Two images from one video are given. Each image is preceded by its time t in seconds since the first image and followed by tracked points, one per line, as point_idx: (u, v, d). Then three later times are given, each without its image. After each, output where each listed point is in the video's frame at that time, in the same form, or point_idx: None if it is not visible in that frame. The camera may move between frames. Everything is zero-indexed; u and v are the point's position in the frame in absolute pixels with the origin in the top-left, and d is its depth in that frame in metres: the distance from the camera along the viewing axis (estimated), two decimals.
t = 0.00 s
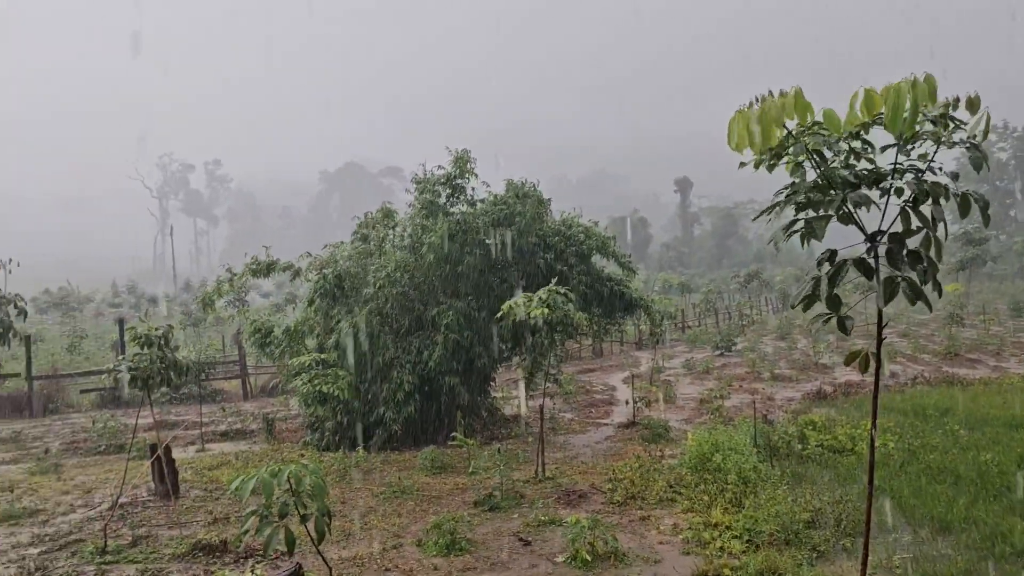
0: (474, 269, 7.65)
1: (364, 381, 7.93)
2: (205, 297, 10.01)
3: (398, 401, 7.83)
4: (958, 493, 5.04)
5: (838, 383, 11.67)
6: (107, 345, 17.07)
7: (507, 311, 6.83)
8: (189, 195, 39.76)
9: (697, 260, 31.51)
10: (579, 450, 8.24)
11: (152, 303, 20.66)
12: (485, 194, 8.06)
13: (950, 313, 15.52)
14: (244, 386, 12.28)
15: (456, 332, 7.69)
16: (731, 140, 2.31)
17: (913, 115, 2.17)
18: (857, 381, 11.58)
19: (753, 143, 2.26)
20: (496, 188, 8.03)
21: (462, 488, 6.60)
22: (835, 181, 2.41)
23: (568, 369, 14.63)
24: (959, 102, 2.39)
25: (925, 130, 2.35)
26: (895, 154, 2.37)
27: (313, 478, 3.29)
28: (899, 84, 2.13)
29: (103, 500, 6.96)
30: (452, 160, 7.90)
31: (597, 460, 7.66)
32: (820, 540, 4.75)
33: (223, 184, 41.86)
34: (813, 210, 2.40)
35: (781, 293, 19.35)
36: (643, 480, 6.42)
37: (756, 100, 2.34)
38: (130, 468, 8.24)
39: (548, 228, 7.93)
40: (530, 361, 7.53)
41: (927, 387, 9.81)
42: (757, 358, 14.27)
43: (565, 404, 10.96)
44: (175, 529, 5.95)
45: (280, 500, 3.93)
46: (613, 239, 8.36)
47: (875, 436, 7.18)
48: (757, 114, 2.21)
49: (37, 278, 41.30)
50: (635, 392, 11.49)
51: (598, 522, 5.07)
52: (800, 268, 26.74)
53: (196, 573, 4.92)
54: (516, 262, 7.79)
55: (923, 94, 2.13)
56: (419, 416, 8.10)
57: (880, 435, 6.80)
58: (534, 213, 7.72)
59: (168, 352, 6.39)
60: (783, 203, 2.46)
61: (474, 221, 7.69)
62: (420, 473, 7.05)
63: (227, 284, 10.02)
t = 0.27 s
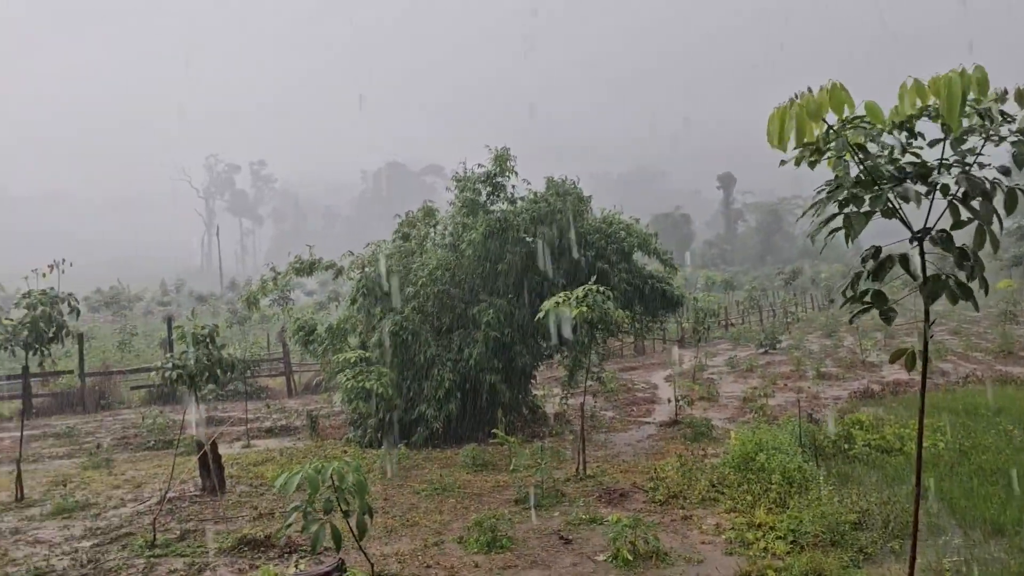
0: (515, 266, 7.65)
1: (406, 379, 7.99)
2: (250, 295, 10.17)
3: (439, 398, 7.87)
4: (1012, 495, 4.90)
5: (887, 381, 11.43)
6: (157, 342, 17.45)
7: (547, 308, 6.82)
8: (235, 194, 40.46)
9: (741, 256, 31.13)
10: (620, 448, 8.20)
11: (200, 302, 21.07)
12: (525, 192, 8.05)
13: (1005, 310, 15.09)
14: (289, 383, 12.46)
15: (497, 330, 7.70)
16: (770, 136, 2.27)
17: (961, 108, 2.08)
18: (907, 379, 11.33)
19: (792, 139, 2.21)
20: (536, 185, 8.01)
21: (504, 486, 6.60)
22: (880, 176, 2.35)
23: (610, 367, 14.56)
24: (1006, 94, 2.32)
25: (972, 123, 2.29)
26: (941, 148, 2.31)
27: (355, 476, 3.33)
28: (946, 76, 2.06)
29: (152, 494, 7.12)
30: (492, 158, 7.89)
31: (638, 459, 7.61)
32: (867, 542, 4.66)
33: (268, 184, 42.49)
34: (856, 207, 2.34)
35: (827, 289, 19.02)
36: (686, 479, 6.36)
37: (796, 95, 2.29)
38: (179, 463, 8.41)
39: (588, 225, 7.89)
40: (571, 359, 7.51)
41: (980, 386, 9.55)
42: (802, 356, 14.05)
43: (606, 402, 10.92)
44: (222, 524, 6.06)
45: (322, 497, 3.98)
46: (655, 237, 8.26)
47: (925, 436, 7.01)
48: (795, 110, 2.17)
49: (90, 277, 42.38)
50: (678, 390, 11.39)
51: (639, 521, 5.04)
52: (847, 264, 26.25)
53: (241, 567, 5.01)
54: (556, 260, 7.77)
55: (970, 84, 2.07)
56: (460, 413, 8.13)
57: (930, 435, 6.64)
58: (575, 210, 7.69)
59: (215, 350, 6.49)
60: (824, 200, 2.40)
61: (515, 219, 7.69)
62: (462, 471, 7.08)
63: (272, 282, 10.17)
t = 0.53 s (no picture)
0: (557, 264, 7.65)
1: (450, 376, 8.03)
2: (297, 294, 10.31)
3: (483, 396, 7.89)
4: None
5: (940, 379, 11.14)
6: (207, 340, 17.80)
7: (590, 306, 6.80)
8: (283, 194, 41.09)
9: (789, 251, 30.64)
10: (665, 446, 8.14)
11: (248, 300, 21.43)
12: (568, 189, 8.01)
13: None
14: (335, 380, 12.61)
15: (540, 327, 7.70)
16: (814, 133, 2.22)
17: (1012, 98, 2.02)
18: (962, 378, 11.03)
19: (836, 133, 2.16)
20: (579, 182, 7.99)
21: (547, 484, 6.59)
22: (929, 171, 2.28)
23: (655, 365, 14.46)
24: None
25: None
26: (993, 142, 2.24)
27: (398, 474, 3.36)
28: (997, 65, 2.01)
29: (203, 489, 7.27)
30: (534, 155, 7.88)
31: (684, 457, 7.54)
32: (919, 545, 4.55)
33: (315, 183, 43.04)
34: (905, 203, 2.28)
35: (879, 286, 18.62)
36: (732, 479, 6.28)
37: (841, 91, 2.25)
38: (228, 459, 8.57)
39: (632, 222, 7.82)
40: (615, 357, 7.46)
41: None
42: (852, 353, 13.77)
43: (651, 401, 10.84)
44: (269, 519, 6.15)
45: (366, 494, 4.02)
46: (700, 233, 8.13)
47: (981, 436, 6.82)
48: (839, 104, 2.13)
49: (144, 276, 43.39)
50: (724, 389, 11.26)
51: (683, 521, 4.99)
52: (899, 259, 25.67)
53: (288, 562, 5.08)
54: (600, 257, 7.75)
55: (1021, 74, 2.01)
56: (503, 411, 8.14)
57: (986, 435, 6.46)
58: (618, 207, 7.65)
59: (263, 347, 6.58)
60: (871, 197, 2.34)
61: (558, 216, 7.70)
62: (506, 469, 7.09)
63: (318, 281, 10.30)
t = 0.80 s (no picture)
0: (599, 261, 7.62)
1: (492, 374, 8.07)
2: (341, 292, 10.42)
3: (526, 393, 7.89)
4: None
5: (997, 377, 10.83)
6: (255, 338, 18.11)
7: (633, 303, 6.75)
8: (328, 193, 41.60)
9: (837, 246, 30.08)
10: (710, 444, 8.06)
11: (295, 298, 21.74)
12: (610, 185, 7.96)
13: None
14: (380, 377, 12.73)
15: (582, 325, 7.67)
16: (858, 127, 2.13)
17: None
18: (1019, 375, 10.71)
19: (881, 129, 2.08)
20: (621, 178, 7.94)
21: (591, 482, 6.57)
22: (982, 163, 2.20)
23: (700, 362, 14.31)
24: None
25: None
26: None
27: (439, 471, 3.38)
28: None
29: (251, 484, 7.39)
30: (575, 152, 7.84)
31: (729, 456, 7.46)
32: (974, 547, 4.42)
33: (359, 182, 43.47)
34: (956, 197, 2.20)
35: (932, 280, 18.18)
36: (778, 478, 6.19)
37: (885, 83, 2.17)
38: (275, 454, 8.71)
39: (675, 218, 7.74)
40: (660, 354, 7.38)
41: None
42: (904, 350, 13.47)
43: (696, 398, 10.74)
44: (315, 515, 6.23)
45: (410, 491, 4.04)
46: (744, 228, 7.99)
47: None
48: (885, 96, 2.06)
49: (194, 275, 44.28)
50: (770, 386, 11.11)
51: (728, 520, 4.93)
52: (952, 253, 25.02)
53: (333, 557, 5.14)
54: (643, 254, 7.69)
55: None
56: (546, 410, 8.14)
57: None
58: (660, 203, 7.59)
59: (309, 345, 6.66)
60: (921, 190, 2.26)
61: (600, 213, 7.67)
62: (549, 466, 7.09)
63: (362, 279, 10.40)
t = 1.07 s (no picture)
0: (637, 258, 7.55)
1: (529, 372, 8.06)
2: (380, 291, 10.49)
3: (564, 391, 7.87)
4: None
5: None
6: (296, 336, 18.33)
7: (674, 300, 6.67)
8: (367, 193, 41.97)
9: (883, 242, 29.51)
10: (751, 444, 7.95)
11: (336, 297, 21.96)
12: (647, 182, 7.89)
13: None
14: (419, 375, 12.80)
15: (620, 323, 7.62)
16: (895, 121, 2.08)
17: None
18: None
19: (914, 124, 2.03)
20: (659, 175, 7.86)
21: (630, 481, 6.52)
22: None
23: (742, 360, 14.15)
24: None
25: None
26: None
27: (477, 469, 3.38)
28: None
29: (292, 482, 7.47)
30: (612, 148, 7.79)
31: (771, 455, 7.36)
32: None
33: (398, 182, 43.75)
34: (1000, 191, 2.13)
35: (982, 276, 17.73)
36: (822, 478, 6.08)
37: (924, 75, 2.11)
38: (316, 452, 8.79)
39: (714, 215, 7.64)
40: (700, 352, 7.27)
41: None
42: (952, 348, 13.15)
43: (737, 397, 10.61)
44: (355, 512, 6.28)
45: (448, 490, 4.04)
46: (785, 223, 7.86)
47: None
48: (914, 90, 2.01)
49: (237, 274, 44.99)
50: (813, 384, 10.93)
51: (770, 521, 4.85)
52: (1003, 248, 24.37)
53: (373, 554, 5.16)
54: (683, 251, 7.60)
55: None
56: (584, 408, 8.10)
57: None
58: (699, 199, 7.52)
59: (349, 343, 6.69)
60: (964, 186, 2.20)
61: (638, 210, 7.64)
62: (588, 465, 7.05)
63: (401, 278, 10.46)
